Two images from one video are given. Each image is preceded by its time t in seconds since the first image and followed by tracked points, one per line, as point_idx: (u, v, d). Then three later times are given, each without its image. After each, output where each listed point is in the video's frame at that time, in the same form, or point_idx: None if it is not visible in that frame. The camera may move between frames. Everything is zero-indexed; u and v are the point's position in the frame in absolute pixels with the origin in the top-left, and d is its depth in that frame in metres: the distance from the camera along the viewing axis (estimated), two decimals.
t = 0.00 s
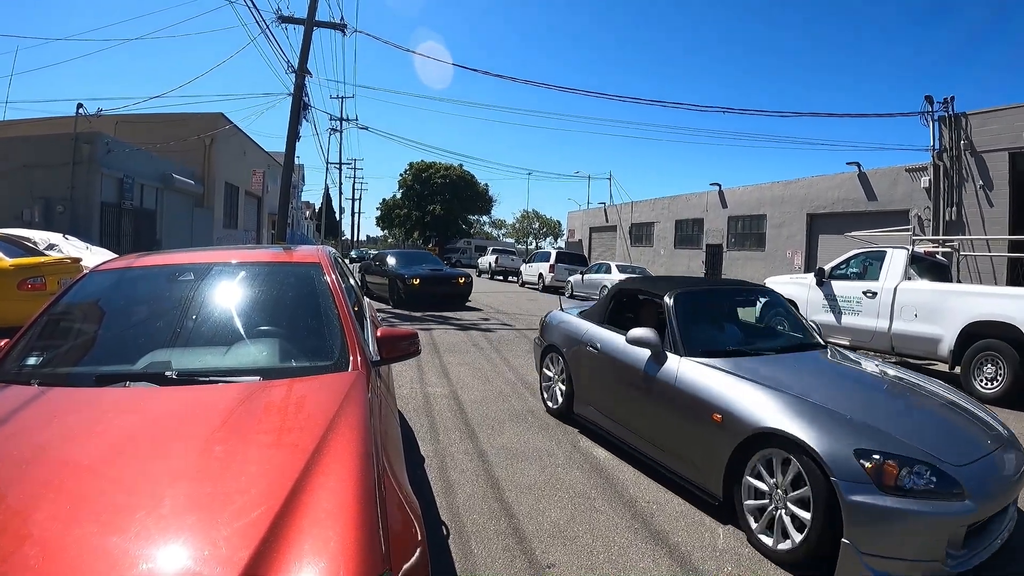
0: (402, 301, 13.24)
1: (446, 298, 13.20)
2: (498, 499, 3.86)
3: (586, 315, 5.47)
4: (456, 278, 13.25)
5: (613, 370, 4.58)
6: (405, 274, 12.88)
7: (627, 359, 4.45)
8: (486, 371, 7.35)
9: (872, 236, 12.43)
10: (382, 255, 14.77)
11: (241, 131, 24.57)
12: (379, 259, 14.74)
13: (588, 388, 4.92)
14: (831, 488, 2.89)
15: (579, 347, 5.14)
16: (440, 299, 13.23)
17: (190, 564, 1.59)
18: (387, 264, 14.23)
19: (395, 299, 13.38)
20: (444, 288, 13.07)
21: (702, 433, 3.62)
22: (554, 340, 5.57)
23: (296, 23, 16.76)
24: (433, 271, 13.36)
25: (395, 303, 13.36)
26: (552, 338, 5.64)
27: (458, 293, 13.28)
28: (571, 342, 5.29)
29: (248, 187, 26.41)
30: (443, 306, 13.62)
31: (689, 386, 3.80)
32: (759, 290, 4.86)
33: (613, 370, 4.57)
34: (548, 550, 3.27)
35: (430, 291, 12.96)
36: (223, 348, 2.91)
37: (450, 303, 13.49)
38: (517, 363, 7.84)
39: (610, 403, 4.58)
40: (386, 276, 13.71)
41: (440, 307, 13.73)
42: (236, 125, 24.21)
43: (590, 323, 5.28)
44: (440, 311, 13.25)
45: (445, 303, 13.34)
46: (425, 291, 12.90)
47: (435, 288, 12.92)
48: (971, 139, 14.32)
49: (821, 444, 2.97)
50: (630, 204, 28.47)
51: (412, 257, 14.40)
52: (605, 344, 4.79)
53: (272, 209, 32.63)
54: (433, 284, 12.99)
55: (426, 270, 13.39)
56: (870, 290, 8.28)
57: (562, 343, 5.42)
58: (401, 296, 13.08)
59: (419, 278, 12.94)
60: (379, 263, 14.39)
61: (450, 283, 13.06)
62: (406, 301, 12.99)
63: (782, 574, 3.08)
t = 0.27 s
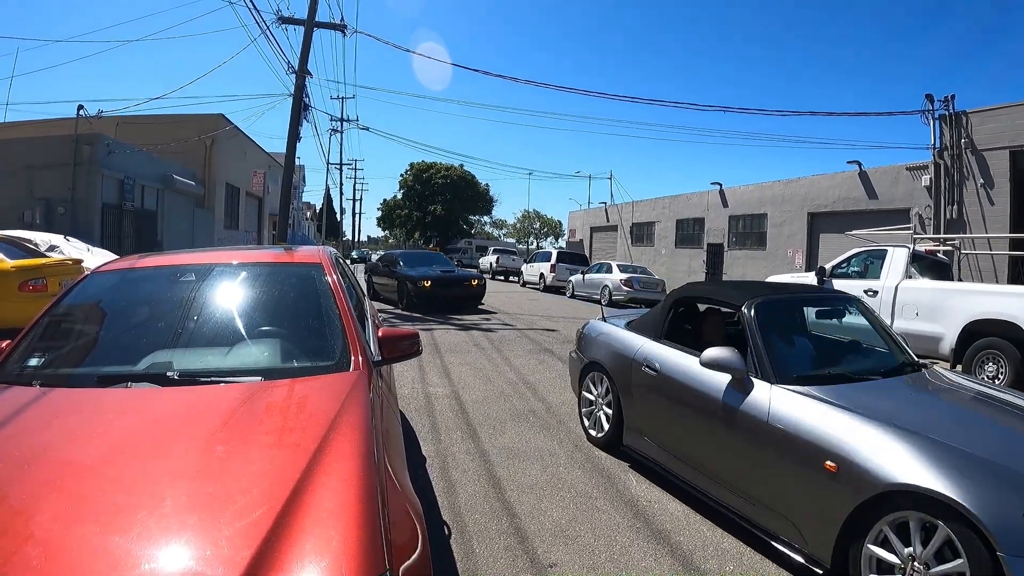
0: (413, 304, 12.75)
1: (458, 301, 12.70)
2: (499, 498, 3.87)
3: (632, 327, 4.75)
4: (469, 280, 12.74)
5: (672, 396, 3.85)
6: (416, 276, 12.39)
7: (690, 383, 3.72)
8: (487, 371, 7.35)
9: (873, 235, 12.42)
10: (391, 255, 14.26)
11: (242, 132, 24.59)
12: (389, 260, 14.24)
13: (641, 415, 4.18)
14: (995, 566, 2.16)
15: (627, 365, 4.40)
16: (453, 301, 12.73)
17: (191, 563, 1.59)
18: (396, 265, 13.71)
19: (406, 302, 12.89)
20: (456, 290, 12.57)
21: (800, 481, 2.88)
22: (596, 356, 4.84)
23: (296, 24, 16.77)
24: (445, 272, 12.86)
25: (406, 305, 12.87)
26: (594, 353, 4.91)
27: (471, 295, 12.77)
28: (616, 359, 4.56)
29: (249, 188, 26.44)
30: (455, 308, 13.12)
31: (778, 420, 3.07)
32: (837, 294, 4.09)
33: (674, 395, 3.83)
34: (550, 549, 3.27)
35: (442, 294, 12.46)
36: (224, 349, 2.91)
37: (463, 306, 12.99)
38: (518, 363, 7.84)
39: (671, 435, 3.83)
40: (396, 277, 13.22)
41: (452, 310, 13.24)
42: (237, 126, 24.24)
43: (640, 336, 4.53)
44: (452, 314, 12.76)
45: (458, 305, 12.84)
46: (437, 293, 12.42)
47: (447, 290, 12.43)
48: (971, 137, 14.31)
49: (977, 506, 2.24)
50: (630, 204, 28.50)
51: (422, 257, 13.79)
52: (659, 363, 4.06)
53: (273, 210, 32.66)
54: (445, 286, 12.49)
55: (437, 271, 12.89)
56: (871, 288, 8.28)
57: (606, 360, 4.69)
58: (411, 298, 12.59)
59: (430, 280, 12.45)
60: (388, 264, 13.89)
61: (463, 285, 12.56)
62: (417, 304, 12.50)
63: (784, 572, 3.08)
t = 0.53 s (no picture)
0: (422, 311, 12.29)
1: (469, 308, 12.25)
2: (497, 504, 3.87)
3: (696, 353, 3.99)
4: (481, 286, 12.32)
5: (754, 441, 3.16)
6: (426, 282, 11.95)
7: (790, 430, 2.97)
8: (487, 376, 7.36)
9: (872, 242, 12.44)
10: (398, 261, 13.80)
11: (243, 136, 24.64)
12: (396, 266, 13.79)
13: (717, 462, 3.42)
14: None
15: (697, 401, 3.65)
16: (463, 309, 12.28)
17: (191, 567, 1.59)
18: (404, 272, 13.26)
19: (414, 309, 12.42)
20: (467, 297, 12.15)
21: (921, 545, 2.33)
22: (653, 387, 4.08)
23: (298, 28, 16.84)
24: (456, 279, 12.44)
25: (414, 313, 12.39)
26: (650, 384, 4.15)
27: (482, 303, 12.34)
28: (680, 393, 3.81)
29: (249, 192, 26.48)
30: (466, 317, 12.66)
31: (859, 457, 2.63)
32: (941, 314, 3.42)
33: (768, 444, 3.08)
34: (547, 555, 3.27)
35: (452, 301, 12.02)
36: (224, 353, 2.91)
37: (473, 314, 12.54)
38: (518, 368, 7.85)
39: (765, 493, 3.07)
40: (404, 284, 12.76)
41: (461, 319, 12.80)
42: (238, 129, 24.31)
43: (708, 365, 3.78)
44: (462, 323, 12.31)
45: (468, 314, 12.40)
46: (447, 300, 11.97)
47: (458, 297, 12.00)
48: (971, 145, 14.34)
49: None
50: (630, 210, 28.56)
51: (430, 265, 13.31)
52: (742, 402, 3.30)
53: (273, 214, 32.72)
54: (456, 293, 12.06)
55: (448, 278, 12.47)
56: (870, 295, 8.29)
57: (667, 392, 3.92)
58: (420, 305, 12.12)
59: (441, 286, 12.01)
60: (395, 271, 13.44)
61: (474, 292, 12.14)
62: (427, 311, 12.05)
63: None
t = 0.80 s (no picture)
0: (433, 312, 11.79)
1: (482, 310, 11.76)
2: (499, 502, 3.87)
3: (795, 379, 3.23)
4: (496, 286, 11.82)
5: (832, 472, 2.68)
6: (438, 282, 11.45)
7: (953, 488, 2.22)
8: (489, 374, 7.36)
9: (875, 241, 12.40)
10: (408, 259, 13.28)
11: (246, 135, 24.66)
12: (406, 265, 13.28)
13: (833, 523, 2.67)
14: None
15: (804, 441, 2.88)
16: (477, 311, 11.79)
17: (192, 565, 1.59)
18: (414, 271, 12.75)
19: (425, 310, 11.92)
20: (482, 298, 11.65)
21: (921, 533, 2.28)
22: (742, 422, 3.29)
23: (301, 26, 16.84)
24: (469, 279, 11.94)
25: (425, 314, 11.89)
26: (736, 417, 3.36)
27: (497, 304, 11.84)
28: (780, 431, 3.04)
29: (252, 190, 26.51)
30: (480, 318, 12.19)
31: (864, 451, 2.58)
32: None
33: (914, 505, 2.32)
34: (549, 554, 3.27)
35: (466, 302, 11.53)
36: (227, 351, 2.91)
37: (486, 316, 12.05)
38: (520, 367, 7.84)
39: (910, 572, 2.29)
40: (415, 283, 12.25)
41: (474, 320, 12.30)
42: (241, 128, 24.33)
43: (818, 396, 3.00)
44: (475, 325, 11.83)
45: (482, 315, 11.90)
46: (460, 301, 11.48)
47: (472, 298, 11.51)
48: (974, 144, 14.29)
49: None
50: (633, 208, 28.54)
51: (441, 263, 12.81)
52: (876, 451, 2.54)
53: (276, 212, 32.76)
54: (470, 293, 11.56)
55: (460, 278, 11.97)
56: (873, 294, 8.26)
57: (762, 430, 3.14)
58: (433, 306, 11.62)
59: (454, 287, 11.50)
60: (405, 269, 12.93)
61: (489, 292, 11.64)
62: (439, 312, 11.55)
63: None
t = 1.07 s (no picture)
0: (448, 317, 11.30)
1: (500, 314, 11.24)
2: (504, 502, 3.86)
3: (968, 428, 2.53)
4: (514, 289, 11.30)
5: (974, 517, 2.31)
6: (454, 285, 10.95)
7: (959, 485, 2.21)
8: (493, 375, 7.36)
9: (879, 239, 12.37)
10: (420, 261, 12.79)
11: (249, 137, 24.72)
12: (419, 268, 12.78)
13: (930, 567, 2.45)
14: None
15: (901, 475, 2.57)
16: (494, 315, 11.29)
17: (198, 567, 1.59)
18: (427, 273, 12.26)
19: (440, 315, 11.42)
20: (499, 301, 11.16)
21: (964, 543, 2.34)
22: (896, 480, 2.56)
23: (302, 29, 16.87)
24: (485, 281, 11.44)
25: (440, 319, 11.39)
26: (881, 472, 2.64)
27: (515, 308, 11.34)
28: (957, 499, 2.36)
29: (255, 193, 26.57)
30: (496, 323, 11.64)
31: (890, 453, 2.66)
32: None
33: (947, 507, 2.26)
34: (555, 553, 3.26)
35: (482, 306, 11.03)
36: (231, 353, 2.91)
37: (504, 320, 11.54)
38: (524, 367, 7.84)
39: None
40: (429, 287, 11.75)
41: (490, 325, 11.80)
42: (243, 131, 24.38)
43: (1011, 458, 2.31)
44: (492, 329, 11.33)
45: (499, 319, 11.39)
46: (477, 306, 10.98)
47: (489, 301, 11.01)
48: (977, 139, 14.23)
49: None
50: (636, 208, 28.51)
51: (455, 266, 12.31)
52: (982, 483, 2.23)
53: (279, 215, 32.83)
54: (486, 297, 11.06)
55: (476, 280, 11.46)
56: (877, 292, 8.23)
57: (930, 494, 2.44)
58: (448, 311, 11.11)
59: (470, 290, 11.00)
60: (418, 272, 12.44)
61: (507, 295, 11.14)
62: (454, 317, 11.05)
63: None
